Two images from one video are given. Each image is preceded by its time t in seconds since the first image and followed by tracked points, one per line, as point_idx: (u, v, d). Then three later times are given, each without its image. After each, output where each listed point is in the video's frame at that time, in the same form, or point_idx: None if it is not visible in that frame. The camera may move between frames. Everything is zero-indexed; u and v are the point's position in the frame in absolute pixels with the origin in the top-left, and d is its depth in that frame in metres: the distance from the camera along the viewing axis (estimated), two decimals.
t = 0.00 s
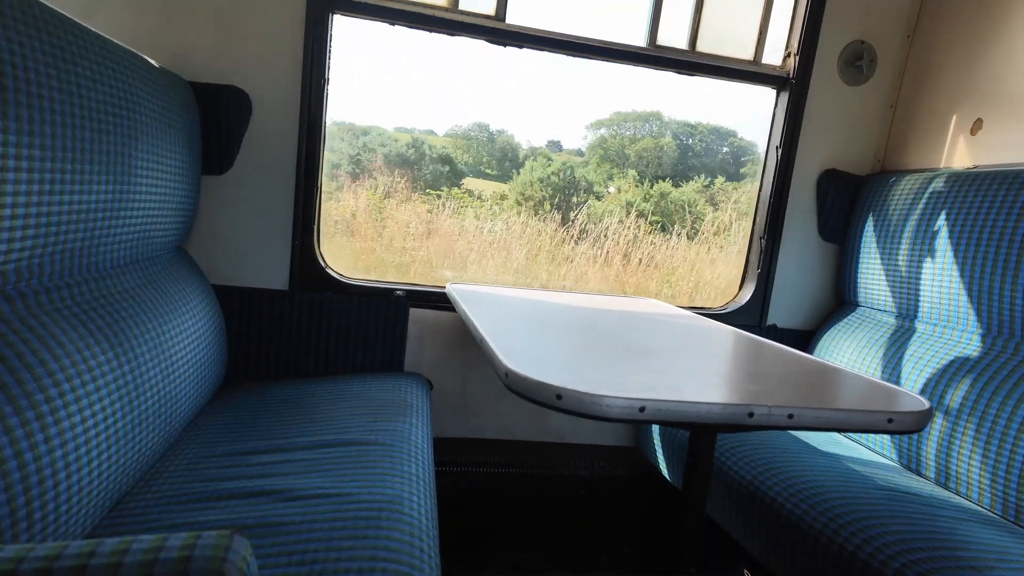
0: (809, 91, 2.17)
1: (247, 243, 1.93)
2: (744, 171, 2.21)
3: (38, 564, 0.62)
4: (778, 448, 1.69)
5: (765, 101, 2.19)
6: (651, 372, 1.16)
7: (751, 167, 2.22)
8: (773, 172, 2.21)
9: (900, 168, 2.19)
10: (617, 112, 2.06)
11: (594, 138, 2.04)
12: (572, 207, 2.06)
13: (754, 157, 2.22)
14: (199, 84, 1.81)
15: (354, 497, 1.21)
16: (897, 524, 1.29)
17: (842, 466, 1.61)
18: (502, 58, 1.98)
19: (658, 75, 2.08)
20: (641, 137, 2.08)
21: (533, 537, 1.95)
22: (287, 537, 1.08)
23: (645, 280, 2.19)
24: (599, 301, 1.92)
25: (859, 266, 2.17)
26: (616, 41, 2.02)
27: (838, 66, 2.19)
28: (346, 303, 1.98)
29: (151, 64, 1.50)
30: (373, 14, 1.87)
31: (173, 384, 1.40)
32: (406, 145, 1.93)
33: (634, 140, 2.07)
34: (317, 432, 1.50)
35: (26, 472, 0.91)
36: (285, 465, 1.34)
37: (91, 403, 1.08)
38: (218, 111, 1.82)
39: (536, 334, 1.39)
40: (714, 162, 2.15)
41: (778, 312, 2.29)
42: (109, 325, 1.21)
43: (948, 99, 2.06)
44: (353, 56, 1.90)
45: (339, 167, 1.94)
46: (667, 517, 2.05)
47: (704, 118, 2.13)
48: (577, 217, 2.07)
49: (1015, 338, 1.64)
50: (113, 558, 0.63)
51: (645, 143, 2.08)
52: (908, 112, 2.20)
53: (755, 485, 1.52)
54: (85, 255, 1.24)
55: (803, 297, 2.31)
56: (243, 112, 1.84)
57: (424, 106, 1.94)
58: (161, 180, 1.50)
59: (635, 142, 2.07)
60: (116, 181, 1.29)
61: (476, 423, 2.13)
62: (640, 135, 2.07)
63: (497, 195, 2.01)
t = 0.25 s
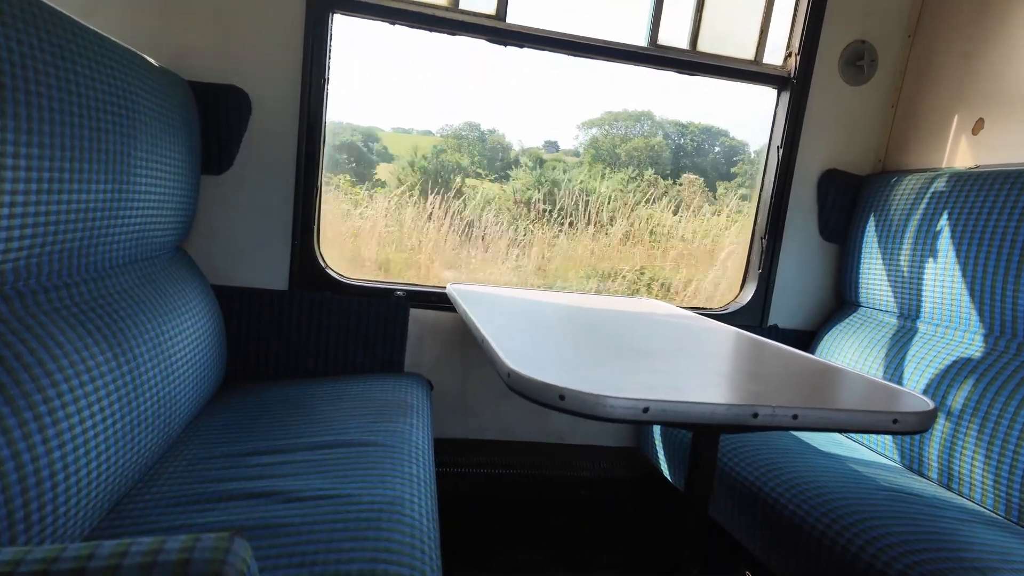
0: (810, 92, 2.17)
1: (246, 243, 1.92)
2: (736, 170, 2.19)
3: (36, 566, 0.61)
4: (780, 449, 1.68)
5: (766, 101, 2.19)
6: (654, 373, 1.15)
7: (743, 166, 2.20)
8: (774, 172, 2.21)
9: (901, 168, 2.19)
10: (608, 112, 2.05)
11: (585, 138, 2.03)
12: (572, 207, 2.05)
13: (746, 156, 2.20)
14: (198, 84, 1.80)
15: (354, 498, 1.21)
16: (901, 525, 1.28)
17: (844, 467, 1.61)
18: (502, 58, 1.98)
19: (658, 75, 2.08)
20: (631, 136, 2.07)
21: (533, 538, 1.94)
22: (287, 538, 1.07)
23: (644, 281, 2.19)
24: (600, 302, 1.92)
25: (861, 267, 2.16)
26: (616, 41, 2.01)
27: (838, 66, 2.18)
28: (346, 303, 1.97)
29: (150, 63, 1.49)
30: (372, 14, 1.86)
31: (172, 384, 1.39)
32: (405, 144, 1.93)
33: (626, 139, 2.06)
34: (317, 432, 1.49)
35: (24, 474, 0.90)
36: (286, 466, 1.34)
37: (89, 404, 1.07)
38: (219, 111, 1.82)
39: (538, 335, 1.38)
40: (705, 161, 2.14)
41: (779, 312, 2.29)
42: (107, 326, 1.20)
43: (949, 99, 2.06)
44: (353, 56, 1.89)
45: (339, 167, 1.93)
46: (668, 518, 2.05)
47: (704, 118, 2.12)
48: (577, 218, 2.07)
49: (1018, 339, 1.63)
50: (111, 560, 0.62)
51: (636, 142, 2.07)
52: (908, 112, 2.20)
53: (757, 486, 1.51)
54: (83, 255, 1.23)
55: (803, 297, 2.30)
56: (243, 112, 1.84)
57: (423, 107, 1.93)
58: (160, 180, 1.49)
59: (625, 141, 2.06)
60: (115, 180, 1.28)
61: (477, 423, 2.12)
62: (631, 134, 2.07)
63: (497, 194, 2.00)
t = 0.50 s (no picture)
0: (810, 90, 2.17)
1: (245, 242, 1.92)
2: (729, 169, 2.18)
3: (31, 562, 0.61)
4: (779, 447, 1.68)
5: (765, 99, 2.19)
6: (652, 370, 1.15)
7: (734, 166, 2.18)
8: (773, 171, 2.21)
9: (900, 167, 2.19)
10: (598, 112, 2.04)
11: (577, 138, 2.03)
12: (569, 205, 2.05)
13: (737, 156, 2.18)
14: (197, 82, 1.80)
15: (352, 496, 1.20)
16: (900, 523, 1.28)
17: (843, 465, 1.61)
18: (500, 56, 1.97)
19: (657, 73, 2.08)
20: (623, 136, 2.06)
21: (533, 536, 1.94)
22: (284, 536, 1.07)
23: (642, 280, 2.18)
24: (599, 300, 1.91)
25: (860, 265, 2.16)
26: (616, 39, 2.01)
27: (838, 65, 2.18)
28: (345, 302, 1.97)
29: (149, 60, 1.49)
30: (369, 11, 1.86)
31: (170, 382, 1.39)
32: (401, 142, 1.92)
33: (617, 139, 2.06)
34: (316, 430, 1.49)
35: (21, 471, 0.90)
36: (284, 463, 1.33)
37: (86, 401, 1.07)
38: (216, 109, 1.81)
39: (537, 333, 1.38)
40: (697, 161, 2.12)
41: (778, 311, 2.29)
42: (105, 323, 1.20)
43: (948, 98, 2.06)
44: (351, 54, 1.89)
45: (337, 165, 1.93)
46: (667, 516, 2.05)
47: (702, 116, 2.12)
48: (574, 216, 2.06)
49: (1017, 337, 1.63)
50: (107, 555, 0.62)
51: (627, 142, 2.06)
52: (908, 111, 2.20)
53: (757, 485, 1.51)
54: (81, 252, 1.23)
55: (802, 296, 2.30)
56: (241, 110, 1.83)
57: (421, 105, 1.93)
58: (158, 178, 1.49)
59: (616, 140, 2.05)
60: (112, 177, 1.28)
61: (476, 422, 2.12)
62: (621, 134, 2.06)
63: (494, 193, 2.00)
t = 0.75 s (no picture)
0: (806, 90, 2.18)
1: (243, 241, 1.93)
2: (724, 169, 2.18)
3: (30, 556, 0.62)
4: (773, 445, 1.69)
5: (761, 99, 2.20)
6: (646, 369, 1.16)
7: (727, 167, 2.18)
8: (769, 171, 2.22)
9: (896, 166, 2.20)
10: (590, 112, 2.05)
11: (569, 139, 2.04)
12: (566, 205, 2.07)
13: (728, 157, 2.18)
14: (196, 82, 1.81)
15: (349, 493, 1.21)
16: (892, 520, 1.29)
17: (838, 463, 1.61)
18: (498, 56, 1.98)
19: (654, 73, 2.08)
20: (614, 136, 2.07)
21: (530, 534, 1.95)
22: (281, 532, 1.08)
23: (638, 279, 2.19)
24: (596, 299, 1.92)
25: (856, 265, 2.17)
26: (613, 39, 2.02)
27: (834, 65, 2.19)
28: (345, 302, 1.97)
29: (147, 60, 1.50)
30: (368, 12, 1.87)
31: (167, 380, 1.40)
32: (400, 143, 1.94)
33: (608, 139, 2.07)
34: (313, 428, 1.50)
35: (20, 467, 0.90)
36: (281, 461, 1.34)
37: (85, 398, 1.07)
38: (214, 109, 1.82)
39: (533, 332, 1.39)
40: (688, 161, 2.13)
41: (774, 311, 2.30)
42: (103, 321, 1.21)
43: (943, 98, 2.07)
44: (349, 54, 1.90)
45: (334, 165, 1.94)
46: (663, 514, 2.06)
47: (699, 115, 2.13)
48: (570, 216, 2.08)
49: (1012, 336, 1.64)
50: (105, 550, 0.62)
51: (617, 142, 2.07)
52: (904, 111, 2.20)
53: (751, 483, 1.52)
54: (80, 250, 1.24)
55: (798, 295, 2.31)
56: (240, 110, 1.84)
57: (419, 105, 1.94)
58: (157, 177, 1.50)
59: (607, 141, 2.06)
60: (111, 176, 1.28)
61: (473, 420, 2.13)
62: (614, 134, 2.07)
63: (491, 193, 2.01)
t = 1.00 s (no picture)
0: (801, 88, 2.18)
1: (240, 238, 1.93)
2: (720, 166, 2.19)
3: (23, 543, 0.63)
4: (768, 440, 1.69)
5: (757, 97, 2.20)
6: (639, 363, 1.16)
7: (716, 166, 2.18)
8: (764, 169, 2.22)
9: (891, 164, 2.21)
10: (580, 112, 2.05)
11: (559, 138, 2.05)
12: (562, 203, 2.07)
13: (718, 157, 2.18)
14: (192, 79, 1.81)
15: (344, 487, 1.22)
16: (885, 514, 1.29)
17: (832, 459, 1.62)
18: (494, 53, 1.99)
19: (650, 71, 2.09)
20: (603, 135, 2.08)
21: (526, 530, 1.95)
22: (276, 525, 1.08)
23: (634, 276, 2.20)
24: (591, 296, 1.93)
25: (851, 262, 2.18)
26: (608, 37, 2.02)
27: (829, 62, 2.19)
28: (340, 298, 1.98)
29: (142, 56, 1.50)
30: (364, 9, 1.87)
31: (163, 375, 1.40)
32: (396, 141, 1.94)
33: (597, 138, 2.07)
34: (309, 424, 1.50)
35: (14, 459, 0.91)
36: (276, 455, 1.35)
37: (80, 392, 1.08)
38: (210, 106, 1.83)
39: (527, 327, 1.39)
40: (679, 161, 2.13)
41: (770, 308, 2.30)
42: (98, 316, 1.21)
43: (938, 95, 2.07)
44: (345, 52, 1.91)
45: (331, 162, 1.94)
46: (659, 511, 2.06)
47: (693, 113, 2.13)
48: (566, 213, 2.08)
49: (1006, 332, 1.65)
50: (97, 538, 0.63)
51: (607, 142, 2.08)
52: (899, 108, 2.21)
53: (745, 477, 1.52)
54: (75, 245, 1.24)
55: (794, 293, 2.32)
56: (236, 107, 1.85)
57: (415, 102, 1.95)
58: (152, 173, 1.51)
59: (597, 140, 2.07)
60: (106, 172, 1.29)
61: (469, 417, 2.14)
62: (602, 133, 2.07)
63: (487, 190, 2.02)
